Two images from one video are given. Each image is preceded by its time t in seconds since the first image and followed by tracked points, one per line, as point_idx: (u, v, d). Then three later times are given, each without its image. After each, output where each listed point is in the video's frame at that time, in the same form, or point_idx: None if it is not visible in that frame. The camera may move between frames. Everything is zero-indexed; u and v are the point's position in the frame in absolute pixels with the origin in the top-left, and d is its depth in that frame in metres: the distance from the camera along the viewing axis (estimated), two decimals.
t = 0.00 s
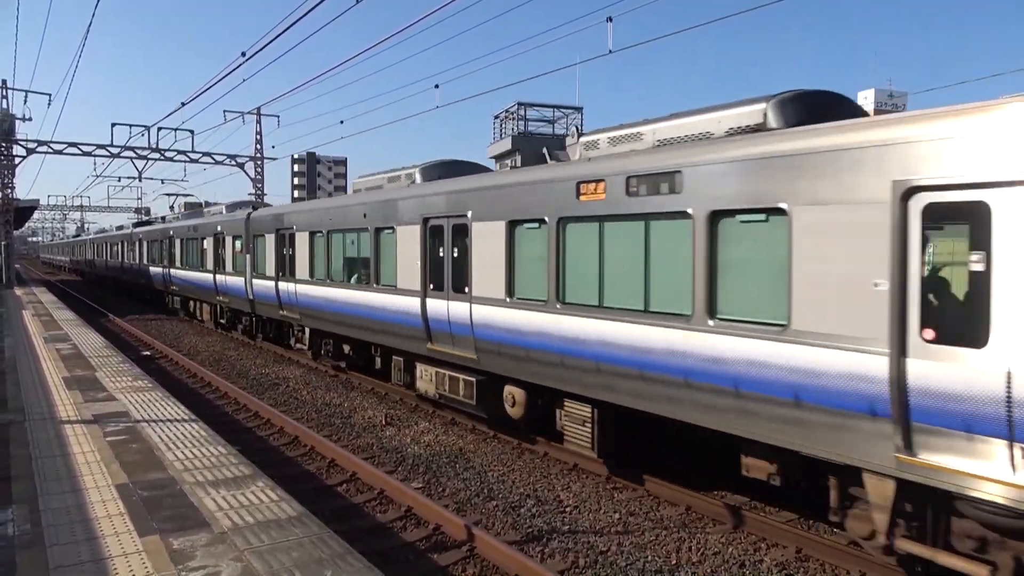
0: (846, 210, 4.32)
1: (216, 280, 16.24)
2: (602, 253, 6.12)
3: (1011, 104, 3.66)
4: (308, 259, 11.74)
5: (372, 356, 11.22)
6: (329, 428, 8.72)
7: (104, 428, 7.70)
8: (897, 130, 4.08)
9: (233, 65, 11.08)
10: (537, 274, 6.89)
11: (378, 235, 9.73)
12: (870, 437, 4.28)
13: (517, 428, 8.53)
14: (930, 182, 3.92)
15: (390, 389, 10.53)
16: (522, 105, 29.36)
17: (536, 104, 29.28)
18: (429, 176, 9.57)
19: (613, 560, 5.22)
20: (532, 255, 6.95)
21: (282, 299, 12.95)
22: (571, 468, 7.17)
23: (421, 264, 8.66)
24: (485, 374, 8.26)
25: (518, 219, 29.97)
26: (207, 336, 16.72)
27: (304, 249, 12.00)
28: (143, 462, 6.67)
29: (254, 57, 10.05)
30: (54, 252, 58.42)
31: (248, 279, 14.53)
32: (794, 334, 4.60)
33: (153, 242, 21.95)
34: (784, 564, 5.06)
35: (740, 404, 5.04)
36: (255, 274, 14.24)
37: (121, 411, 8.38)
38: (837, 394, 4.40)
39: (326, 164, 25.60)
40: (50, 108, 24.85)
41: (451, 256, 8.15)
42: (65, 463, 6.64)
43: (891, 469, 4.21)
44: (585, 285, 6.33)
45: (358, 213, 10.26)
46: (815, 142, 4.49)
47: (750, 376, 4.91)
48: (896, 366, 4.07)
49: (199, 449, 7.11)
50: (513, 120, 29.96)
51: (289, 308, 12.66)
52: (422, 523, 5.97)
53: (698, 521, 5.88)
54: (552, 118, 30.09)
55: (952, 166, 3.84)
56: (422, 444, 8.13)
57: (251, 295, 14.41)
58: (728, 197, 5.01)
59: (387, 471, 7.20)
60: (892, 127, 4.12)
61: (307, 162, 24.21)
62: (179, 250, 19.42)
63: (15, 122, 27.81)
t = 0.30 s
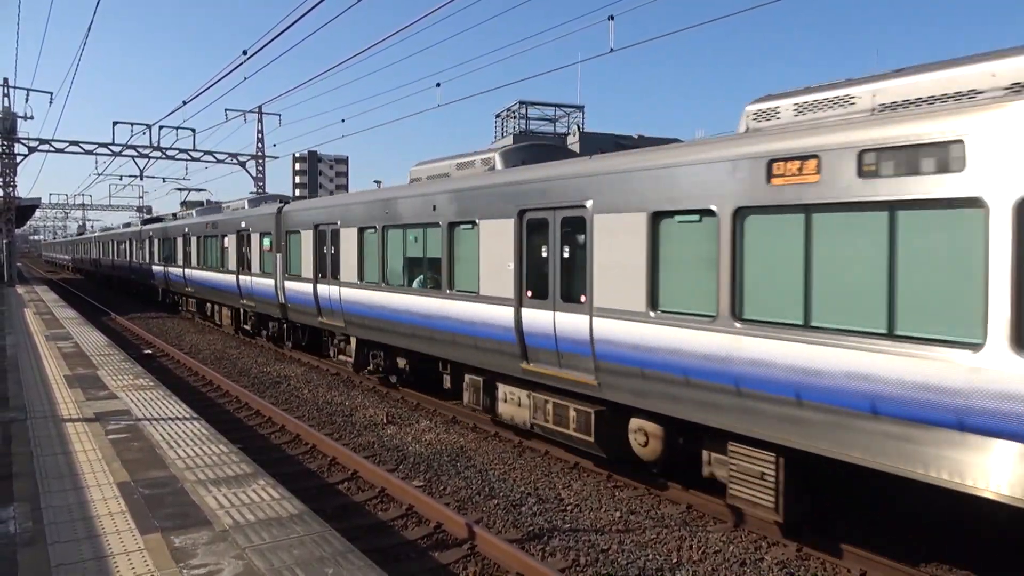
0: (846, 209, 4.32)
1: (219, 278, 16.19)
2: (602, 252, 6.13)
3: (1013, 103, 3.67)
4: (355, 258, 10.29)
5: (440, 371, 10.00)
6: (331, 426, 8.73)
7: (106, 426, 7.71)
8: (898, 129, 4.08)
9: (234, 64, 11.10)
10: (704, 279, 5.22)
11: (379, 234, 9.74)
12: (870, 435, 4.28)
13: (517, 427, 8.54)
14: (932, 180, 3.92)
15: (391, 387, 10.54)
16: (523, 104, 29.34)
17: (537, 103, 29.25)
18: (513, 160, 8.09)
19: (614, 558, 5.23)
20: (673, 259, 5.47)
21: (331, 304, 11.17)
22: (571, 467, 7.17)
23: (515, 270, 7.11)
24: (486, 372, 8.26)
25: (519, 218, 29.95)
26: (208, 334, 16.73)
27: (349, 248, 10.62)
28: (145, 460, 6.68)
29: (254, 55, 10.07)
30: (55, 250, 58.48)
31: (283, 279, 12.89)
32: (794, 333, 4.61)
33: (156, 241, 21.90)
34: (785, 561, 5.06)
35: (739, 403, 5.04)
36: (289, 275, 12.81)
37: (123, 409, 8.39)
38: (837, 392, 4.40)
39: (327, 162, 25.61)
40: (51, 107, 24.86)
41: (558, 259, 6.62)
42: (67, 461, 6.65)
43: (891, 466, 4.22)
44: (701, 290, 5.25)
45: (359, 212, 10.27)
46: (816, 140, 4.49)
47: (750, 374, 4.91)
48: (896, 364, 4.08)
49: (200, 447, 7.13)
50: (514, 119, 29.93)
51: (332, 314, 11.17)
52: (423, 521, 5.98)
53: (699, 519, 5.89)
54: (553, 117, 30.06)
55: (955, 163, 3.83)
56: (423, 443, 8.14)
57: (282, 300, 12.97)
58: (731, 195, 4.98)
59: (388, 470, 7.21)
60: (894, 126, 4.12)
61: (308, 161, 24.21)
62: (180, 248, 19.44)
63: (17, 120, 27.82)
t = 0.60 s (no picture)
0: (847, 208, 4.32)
1: (220, 277, 16.13)
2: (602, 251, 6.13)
3: (1013, 100, 3.64)
4: (417, 260, 8.84)
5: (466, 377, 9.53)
6: (331, 425, 8.73)
7: (106, 426, 7.71)
8: (899, 125, 4.07)
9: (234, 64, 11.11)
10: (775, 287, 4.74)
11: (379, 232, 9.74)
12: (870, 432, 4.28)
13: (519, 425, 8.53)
14: (932, 176, 3.91)
15: (390, 386, 10.55)
16: (522, 102, 29.34)
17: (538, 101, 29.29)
18: (631, 140, 6.67)
19: (616, 557, 5.23)
20: (931, 266, 3.97)
21: (383, 313, 9.70)
22: (572, 466, 7.17)
23: (608, 274, 6.00)
24: (487, 370, 8.25)
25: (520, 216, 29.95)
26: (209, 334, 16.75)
27: (408, 248, 9.05)
28: (145, 460, 6.67)
29: (253, 54, 10.07)
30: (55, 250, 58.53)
31: (323, 282, 11.43)
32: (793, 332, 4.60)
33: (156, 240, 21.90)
34: (786, 560, 5.06)
35: (739, 399, 5.04)
36: (325, 279, 11.48)
37: (123, 409, 8.39)
38: (837, 389, 4.40)
39: (327, 161, 25.62)
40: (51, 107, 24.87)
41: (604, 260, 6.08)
42: (67, 461, 6.65)
43: (890, 463, 4.22)
44: (701, 289, 5.24)
45: (359, 212, 10.28)
46: (816, 137, 4.49)
47: (749, 372, 4.92)
48: (896, 362, 4.08)
49: (201, 447, 7.12)
50: (514, 117, 29.94)
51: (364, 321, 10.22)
52: (424, 520, 5.98)
53: (701, 518, 5.88)
54: (553, 115, 30.05)
55: (957, 159, 3.81)
56: (423, 442, 8.13)
57: (321, 306, 11.59)
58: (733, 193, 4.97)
59: (389, 469, 7.21)
60: (893, 124, 4.11)
61: (308, 160, 24.22)
62: (180, 248, 19.45)
63: (16, 120, 27.81)
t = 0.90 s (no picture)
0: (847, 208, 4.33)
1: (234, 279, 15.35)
2: (601, 251, 6.14)
3: (1016, 98, 3.63)
4: (417, 260, 8.86)
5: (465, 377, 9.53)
6: (332, 425, 8.75)
7: (106, 425, 7.72)
8: (899, 124, 4.07)
9: (234, 64, 11.13)
10: (774, 288, 4.75)
11: (379, 231, 9.76)
12: (869, 430, 4.29)
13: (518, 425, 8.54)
14: (932, 175, 3.91)
15: (390, 386, 10.56)
16: (522, 102, 29.34)
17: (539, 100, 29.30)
18: (820, 107, 5.05)
19: (615, 556, 5.24)
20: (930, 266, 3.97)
21: (406, 318, 9.17)
22: (571, 465, 7.18)
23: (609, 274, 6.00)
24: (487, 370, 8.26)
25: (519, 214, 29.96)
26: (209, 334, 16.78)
27: (485, 253, 7.59)
28: (145, 460, 6.68)
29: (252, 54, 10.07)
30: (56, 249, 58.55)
31: (372, 287, 10.02)
32: (793, 333, 4.61)
33: (156, 240, 21.93)
34: (785, 560, 5.07)
35: (738, 399, 5.05)
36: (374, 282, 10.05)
37: (123, 408, 8.40)
38: (837, 388, 4.40)
39: (327, 160, 25.62)
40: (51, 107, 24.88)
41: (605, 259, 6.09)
42: (68, 460, 6.67)
43: (889, 463, 4.23)
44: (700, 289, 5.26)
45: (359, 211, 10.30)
46: (816, 137, 4.49)
47: (749, 372, 4.93)
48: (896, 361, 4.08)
49: (201, 446, 7.13)
50: (514, 117, 29.94)
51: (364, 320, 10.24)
52: (424, 520, 5.98)
53: (700, 517, 5.88)
54: (553, 114, 30.03)
55: (957, 159, 3.81)
56: (423, 441, 8.14)
57: (368, 313, 10.14)
58: (734, 193, 4.97)
59: (388, 468, 7.22)
60: (893, 124, 4.11)
61: (308, 159, 24.24)
62: (180, 248, 19.47)
63: (16, 120, 27.81)
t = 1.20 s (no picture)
0: (846, 207, 4.34)
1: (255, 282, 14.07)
2: (598, 251, 6.15)
3: (1016, 98, 3.64)
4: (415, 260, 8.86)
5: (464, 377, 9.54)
6: (331, 424, 8.75)
7: (105, 425, 7.72)
8: (899, 124, 4.08)
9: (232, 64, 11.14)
10: (772, 288, 4.76)
11: (377, 231, 9.77)
12: (868, 430, 4.29)
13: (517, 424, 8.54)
14: (932, 175, 3.92)
15: (390, 385, 10.56)
16: (521, 101, 29.37)
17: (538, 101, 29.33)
18: None
19: (614, 556, 5.25)
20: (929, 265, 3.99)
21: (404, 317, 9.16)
22: (570, 465, 7.19)
23: (607, 274, 6.01)
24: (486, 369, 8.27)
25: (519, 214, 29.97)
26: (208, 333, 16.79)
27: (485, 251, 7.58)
28: (144, 459, 6.68)
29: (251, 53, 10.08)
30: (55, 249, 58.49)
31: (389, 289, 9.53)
32: (792, 332, 4.62)
33: (154, 240, 21.93)
34: (784, 559, 5.08)
35: (737, 398, 5.06)
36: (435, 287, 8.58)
37: (122, 408, 8.40)
38: (838, 388, 4.41)
39: (326, 159, 25.64)
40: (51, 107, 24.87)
41: (603, 259, 6.10)
42: (67, 460, 6.67)
43: (887, 462, 4.24)
44: (700, 288, 5.26)
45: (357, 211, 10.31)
46: (815, 137, 4.50)
47: (748, 371, 4.94)
48: (894, 360, 4.09)
49: (200, 446, 7.13)
50: (513, 117, 29.97)
51: (362, 319, 10.25)
52: (423, 519, 5.99)
53: (699, 517, 5.89)
54: (552, 114, 30.06)
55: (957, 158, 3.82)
56: (422, 441, 8.14)
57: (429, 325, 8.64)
58: (734, 193, 4.97)
59: (388, 468, 7.23)
60: (893, 123, 4.12)
61: (307, 159, 24.25)
62: (179, 248, 19.47)
63: (14, 120, 27.78)
